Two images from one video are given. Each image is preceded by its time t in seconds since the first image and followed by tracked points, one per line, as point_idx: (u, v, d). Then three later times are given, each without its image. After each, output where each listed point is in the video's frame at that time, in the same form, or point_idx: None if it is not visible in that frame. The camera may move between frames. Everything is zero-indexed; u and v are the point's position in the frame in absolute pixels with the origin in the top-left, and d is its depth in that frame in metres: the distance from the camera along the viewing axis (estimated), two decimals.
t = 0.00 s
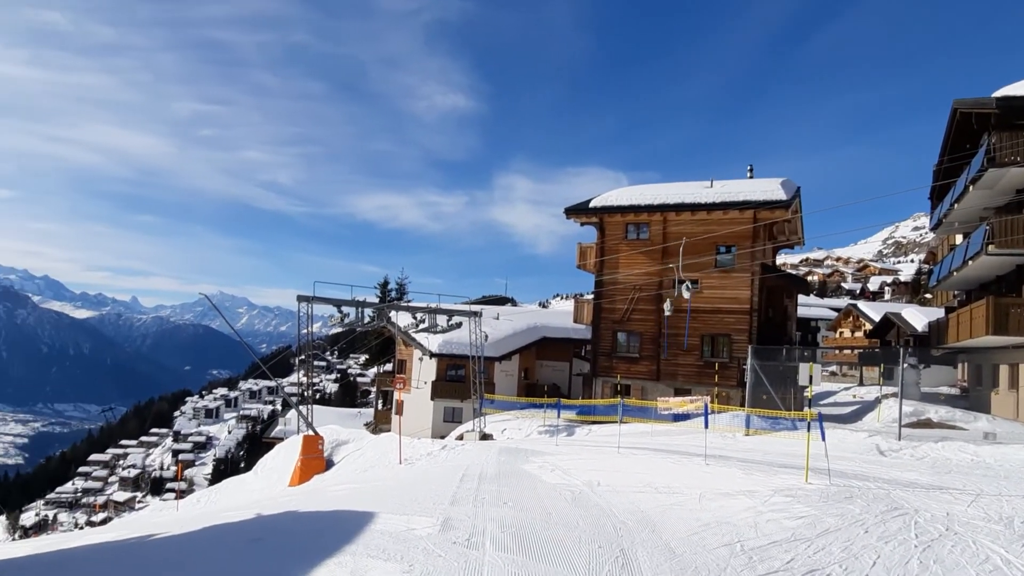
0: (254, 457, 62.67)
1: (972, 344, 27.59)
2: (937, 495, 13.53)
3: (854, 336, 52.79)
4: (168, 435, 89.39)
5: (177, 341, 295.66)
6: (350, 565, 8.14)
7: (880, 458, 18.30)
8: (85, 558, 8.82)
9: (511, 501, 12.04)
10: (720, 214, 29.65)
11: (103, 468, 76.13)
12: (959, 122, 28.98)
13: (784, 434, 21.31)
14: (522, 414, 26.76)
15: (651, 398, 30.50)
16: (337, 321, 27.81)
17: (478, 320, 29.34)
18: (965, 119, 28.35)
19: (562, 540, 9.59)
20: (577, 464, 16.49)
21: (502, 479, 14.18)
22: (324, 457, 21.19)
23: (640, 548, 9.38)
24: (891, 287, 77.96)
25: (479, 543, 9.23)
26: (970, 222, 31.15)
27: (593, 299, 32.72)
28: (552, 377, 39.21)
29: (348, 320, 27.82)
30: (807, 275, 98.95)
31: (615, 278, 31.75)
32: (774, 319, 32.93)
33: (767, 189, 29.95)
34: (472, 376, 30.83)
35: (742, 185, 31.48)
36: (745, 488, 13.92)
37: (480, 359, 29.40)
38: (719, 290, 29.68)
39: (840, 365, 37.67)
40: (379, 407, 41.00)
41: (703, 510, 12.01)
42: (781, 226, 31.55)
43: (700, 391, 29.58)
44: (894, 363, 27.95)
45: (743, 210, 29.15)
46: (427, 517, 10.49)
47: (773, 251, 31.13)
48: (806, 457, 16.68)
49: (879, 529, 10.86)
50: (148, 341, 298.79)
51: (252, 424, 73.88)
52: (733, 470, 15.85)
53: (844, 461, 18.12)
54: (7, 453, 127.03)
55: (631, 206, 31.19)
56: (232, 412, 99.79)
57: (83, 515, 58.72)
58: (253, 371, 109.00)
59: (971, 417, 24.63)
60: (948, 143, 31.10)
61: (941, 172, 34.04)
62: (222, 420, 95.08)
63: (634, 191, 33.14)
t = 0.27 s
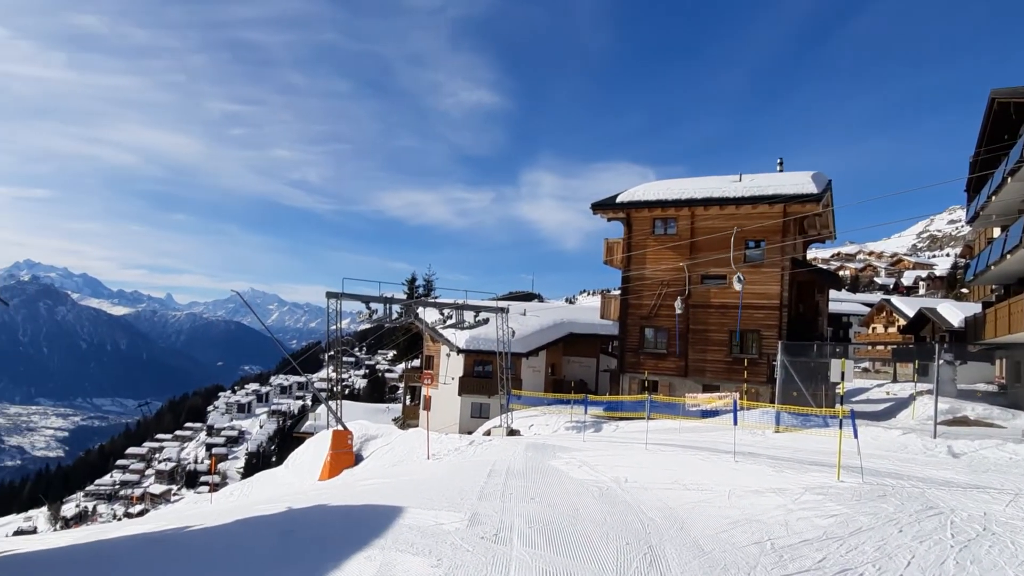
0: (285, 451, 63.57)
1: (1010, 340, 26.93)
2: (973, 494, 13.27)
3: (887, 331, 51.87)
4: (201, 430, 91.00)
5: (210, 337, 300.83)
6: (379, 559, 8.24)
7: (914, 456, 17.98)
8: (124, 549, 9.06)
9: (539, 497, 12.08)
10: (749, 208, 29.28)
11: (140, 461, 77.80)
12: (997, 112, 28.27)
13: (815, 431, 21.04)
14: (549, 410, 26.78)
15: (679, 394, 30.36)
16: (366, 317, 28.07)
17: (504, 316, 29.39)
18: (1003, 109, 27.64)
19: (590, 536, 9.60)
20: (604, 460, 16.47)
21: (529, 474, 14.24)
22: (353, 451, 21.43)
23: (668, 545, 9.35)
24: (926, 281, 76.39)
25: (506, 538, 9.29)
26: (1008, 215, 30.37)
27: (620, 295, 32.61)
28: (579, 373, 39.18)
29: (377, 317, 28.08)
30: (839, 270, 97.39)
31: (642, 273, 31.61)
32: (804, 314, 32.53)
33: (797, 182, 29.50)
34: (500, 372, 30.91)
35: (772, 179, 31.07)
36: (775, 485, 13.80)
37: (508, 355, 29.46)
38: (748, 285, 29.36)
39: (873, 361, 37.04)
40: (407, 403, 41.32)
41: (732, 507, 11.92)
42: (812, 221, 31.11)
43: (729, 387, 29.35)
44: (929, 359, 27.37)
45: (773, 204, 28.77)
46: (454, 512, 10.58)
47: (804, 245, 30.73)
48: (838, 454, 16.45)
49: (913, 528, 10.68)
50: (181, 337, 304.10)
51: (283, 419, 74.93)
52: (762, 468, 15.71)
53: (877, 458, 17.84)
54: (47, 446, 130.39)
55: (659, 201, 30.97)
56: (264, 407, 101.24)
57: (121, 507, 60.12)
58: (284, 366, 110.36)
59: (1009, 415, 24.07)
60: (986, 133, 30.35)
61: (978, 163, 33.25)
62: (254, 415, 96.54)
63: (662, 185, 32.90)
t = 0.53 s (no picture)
0: (308, 446, 64.22)
1: None
2: (1002, 492, 13.07)
3: (913, 327, 51.14)
4: (226, 425, 92.18)
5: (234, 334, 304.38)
6: (402, 553, 8.33)
7: (941, 454, 17.73)
8: (154, 542, 9.24)
9: (560, 493, 12.12)
10: (772, 202, 28.97)
11: (167, 456, 79.02)
12: None
13: (839, 428, 20.83)
14: (570, 406, 26.79)
15: (701, 390, 30.22)
16: (387, 314, 28.26)
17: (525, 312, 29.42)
18: None
19: (612, 532, 9.61)
20: (625, 456, 16.45)
21: (550, 470, 14.27)
22: (375, 447, 21.60)
23: (690, 543, 9.33)
24: (953, 276, 75.15)
25: (528, 534, 9.33)
26: None
27: (641, 291, 32.48)
28: (600, 369, 39.12)
29: (398, 313, 28.24)
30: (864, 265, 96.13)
31: (663, 269, 31.46)
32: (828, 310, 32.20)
33: (821, 176, 29.15)
34: (521, 368, 30.96)
35: (795, 173, 30.73)
36: (798, 482, 13.70)
37: (528, 351, 29.49)
38: (770, 280, 29.08)
39: (899, 357, 36.55)
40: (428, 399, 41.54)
41: (755, 505, 11.86)
42: (836, 215, 30.74)
43: (752, 384, 29.16)
44: (957, 355, 26.94)
45: (796, 199, 28.46)
46: (476, 508, 10.65)
47: (828, 240, 30.38)
48: (863, 451, 16.27)
49: (940, 527, 10.56)
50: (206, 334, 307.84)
51: (307, 414, 75.65)
52: (786, 465, 15.59)
53: (903, 456, 17.62)
54: (77, 441, 132.79)
55: (680, 196, 30.78)
56: (287, 403, 102.28)
57: (149, 501, 61.13)
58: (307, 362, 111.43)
59: None
60: (1016, 125, 29.75)
61: (1007, 156, 32.62)
62: (278, 410, 97.57)
63: (683, 181, 32.68)
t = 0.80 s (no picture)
0: (328, 441, 64.74)
1: None
2: None
3: (936, 323, 50.50)
4: (246, 420, 93.12)
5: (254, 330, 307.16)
6: (420, 548, 8.37)
7: (964, 451, 17.50)
8: (177, 535, 9.38)
9: (578, 489, 12.13)
10: (791, 197, 28.73)
11: (188, 451, 80.00)
12: None
13: (860, 425, 20.63)
14: (587, 402, 26.76)
15: (719, 386, 30.07)
16: (405, 310, 28.37)
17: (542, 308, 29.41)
18: None
19: (630, 529, 9.60)
20: (643, 452, 16.40)
21: (568, 466, 14.28)
22: (393, 442, 21.72)
23: (709, 539, 9.29)
24: (977, 270, 74.06)
25: (546, 530, 9.34)
26: None
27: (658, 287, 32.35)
28: (617, 365, 39.03)
29: (416, 309, 28.35)
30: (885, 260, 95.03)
31: (680, 265, 31.30)
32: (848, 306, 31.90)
33: (842, 170, 28.82)
34: (538, 364, 30.96)
35: (815, 167, 30.41)
36: (819, 480, 13.59)
37: (546, 347, 29.48)
38: (790, 276, 28.85)
39: (921, 353, 36.13)
40: (446, 395, 41.68)
41: (774, 502, 11.79)
42: (856, 210, 30.40)
43: (771, 380, 28.97)
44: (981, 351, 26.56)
45: (816, 193, 28.16)
46: (494, 503, 10.67)
47: (848, 235, 30.07)
48: (885, 449, 16.10)
49: (964, 525, 10.43)
50: (226, 330, 310.72)
51: (326, 410, 76.23)
52: (805, 462, 15.47)
53: (925, 453, 17.41)
54: (101, 435, 134.74)
55: (698, 191, 30.58)
56: (306, 398, 103.12)
57: (172, 495, 61.96)
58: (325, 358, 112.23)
59: None
60: None
61: None
62: (297, 406, 98.38)
63: (701, 175, 32.45)
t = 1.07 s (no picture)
0: (345, 437, 65.17)
1: None
2: None
3: (957, 319, 49.87)
4: (264, 416, 93.93)
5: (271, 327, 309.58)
6: (437, 544, 8.42)
7: (986, 449, 17.29)
8: (197, 530, 9.49)
9: (594, 486, 12.12)
10: (809, 192, 28.47)
11: (208, 446, 80.83)
12: None
13: (880, 422, 20.42)
14: (603, 399, 26.72)
15: (736, 383, 29.93)
16: (421, 307, 28.47)
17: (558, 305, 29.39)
18: None
19: (647, 525, 9.60)
20: (659, 449, 16.36)
21: (584, 463, 14.27)
22: (410, 439, 21.83)
23: (726, 537, 9.26)
24: (999, 266, 73.02)
25: (563, 526, 9.36)
26: None
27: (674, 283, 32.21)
28: (633, 362, 38.92)
29: (432, 306, 28.43)
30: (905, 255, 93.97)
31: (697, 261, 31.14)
32: (867, 302, 31.59)
33: (861, 165, 28.51)
34: (554, 361, 30.94)
35: (834, 162, 30.10)
36: (837, 477, 13.48)
37: (561, 343, 29.47)
38: (808, 272, 28.61)
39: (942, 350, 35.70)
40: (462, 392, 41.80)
41: (792, 499, 11.72)
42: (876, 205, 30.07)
43: (788, 377, 28.78)
44: (1003, 348, 26.21)
45: (835, 188, 27.89)
46: (511, 500, 10.70)
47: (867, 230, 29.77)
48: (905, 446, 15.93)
49: (986, 523, 10.31)
50: (244, 327, 312.86)
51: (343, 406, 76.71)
52: (824, 459, 15.36)
53: (947, 451, 17.22)
54: (122, 431, 136.51)
55: (714, 187, 30.39)
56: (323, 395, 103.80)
57: (192, 490, 62.67)
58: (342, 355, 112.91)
59: None
60: None
61: None
62: (315, 402, 99.07)
63: (718, 171, 32.24)
